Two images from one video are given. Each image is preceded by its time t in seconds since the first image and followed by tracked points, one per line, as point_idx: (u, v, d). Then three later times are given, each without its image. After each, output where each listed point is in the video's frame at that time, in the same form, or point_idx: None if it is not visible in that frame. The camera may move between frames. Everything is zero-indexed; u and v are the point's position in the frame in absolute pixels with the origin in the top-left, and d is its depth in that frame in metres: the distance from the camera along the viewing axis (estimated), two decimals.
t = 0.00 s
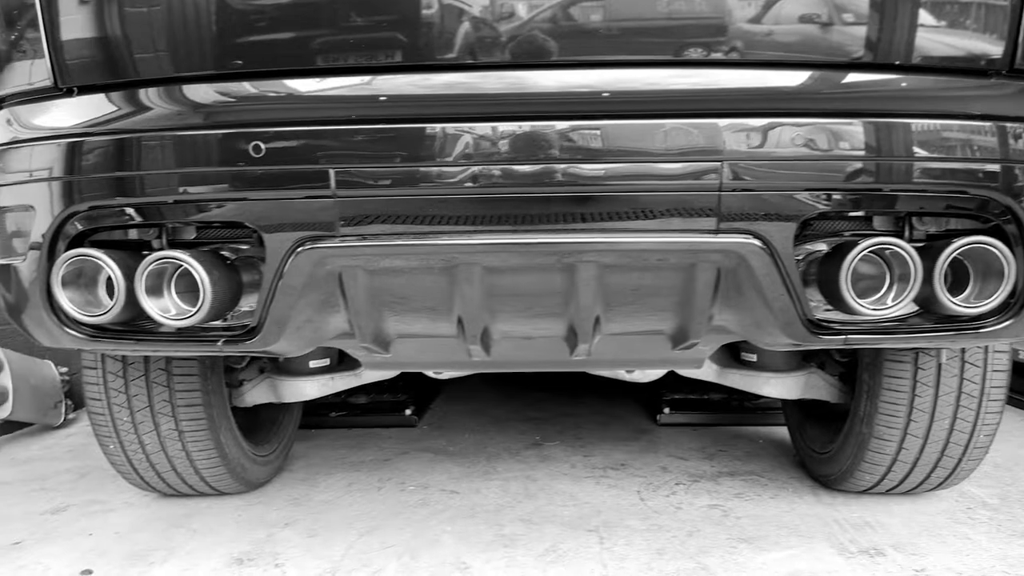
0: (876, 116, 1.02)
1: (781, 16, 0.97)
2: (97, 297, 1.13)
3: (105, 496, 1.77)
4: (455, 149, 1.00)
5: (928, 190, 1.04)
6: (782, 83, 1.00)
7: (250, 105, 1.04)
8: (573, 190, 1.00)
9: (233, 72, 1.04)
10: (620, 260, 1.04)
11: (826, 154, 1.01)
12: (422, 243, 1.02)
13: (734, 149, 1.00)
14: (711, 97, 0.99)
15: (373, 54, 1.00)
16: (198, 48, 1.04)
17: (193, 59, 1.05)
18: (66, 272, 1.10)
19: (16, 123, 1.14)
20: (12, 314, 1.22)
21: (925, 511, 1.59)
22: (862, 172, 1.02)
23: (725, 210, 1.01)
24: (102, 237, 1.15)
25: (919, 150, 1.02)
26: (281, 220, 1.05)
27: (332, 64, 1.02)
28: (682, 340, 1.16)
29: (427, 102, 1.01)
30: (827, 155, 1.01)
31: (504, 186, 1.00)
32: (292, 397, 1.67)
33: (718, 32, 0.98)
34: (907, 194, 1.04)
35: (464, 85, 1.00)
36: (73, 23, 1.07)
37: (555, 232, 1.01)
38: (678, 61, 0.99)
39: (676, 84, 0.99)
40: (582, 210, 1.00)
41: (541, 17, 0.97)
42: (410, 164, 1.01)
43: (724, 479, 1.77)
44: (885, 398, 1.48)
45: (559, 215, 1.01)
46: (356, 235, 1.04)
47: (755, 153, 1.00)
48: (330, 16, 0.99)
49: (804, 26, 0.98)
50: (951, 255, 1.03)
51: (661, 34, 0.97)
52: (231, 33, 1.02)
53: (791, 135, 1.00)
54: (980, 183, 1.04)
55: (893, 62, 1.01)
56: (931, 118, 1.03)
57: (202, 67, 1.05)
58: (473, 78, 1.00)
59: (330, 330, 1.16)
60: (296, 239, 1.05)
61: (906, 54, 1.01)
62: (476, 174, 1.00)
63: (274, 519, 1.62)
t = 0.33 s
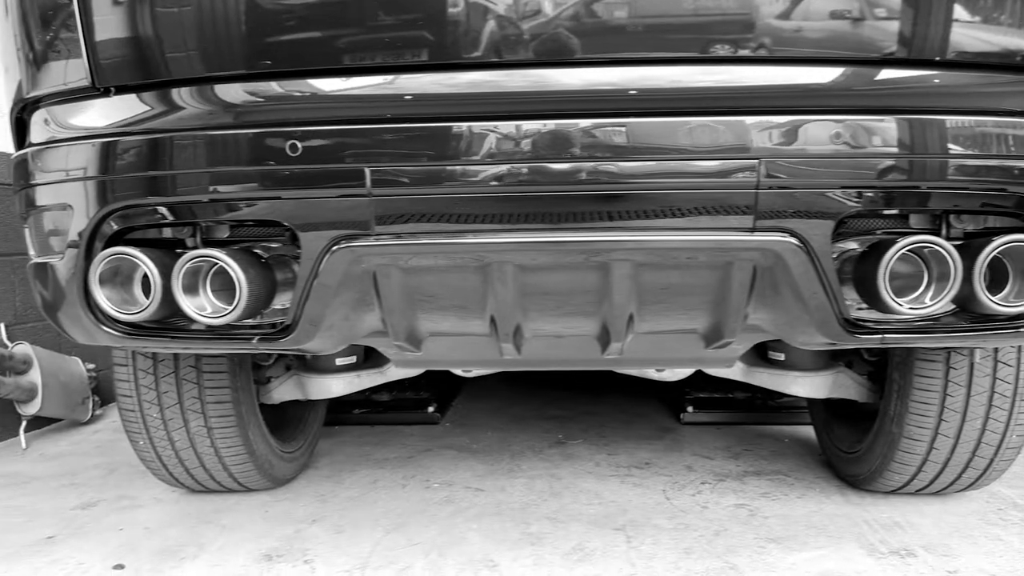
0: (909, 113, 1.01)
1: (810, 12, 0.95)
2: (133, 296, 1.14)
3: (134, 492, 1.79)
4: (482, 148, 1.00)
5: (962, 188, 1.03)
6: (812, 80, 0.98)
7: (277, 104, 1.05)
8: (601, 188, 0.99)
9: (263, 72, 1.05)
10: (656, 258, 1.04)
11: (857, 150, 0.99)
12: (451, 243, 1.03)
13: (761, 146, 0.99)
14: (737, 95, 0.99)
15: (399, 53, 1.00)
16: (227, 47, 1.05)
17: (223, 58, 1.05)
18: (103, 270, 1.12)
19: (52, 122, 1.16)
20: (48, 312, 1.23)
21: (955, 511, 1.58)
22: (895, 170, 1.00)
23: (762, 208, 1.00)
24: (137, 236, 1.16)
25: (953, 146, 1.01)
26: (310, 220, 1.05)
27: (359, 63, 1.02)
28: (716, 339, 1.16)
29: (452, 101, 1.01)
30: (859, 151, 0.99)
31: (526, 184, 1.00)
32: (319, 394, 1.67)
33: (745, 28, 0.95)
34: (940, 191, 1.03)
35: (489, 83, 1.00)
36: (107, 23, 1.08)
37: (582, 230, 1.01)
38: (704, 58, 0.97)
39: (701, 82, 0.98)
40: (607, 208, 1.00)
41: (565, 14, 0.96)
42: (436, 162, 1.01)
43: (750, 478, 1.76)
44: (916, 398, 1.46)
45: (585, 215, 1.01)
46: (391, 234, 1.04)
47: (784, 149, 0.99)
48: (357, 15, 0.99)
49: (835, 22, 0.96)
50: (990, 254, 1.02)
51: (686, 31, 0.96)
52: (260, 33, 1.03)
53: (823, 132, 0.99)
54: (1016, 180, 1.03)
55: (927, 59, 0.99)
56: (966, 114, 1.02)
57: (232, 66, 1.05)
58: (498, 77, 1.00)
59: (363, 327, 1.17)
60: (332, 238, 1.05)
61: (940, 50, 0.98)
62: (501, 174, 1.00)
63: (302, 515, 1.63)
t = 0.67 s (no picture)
0: (943, 111, 0.99)
1: (839, 8, 0.94)
2: (168, 294, 1.15)
3: (162, 488, 1.81)
4: (508, 147, 1.01)
5: (997, 186, 1.01)
6: (842, 78, 0.97)
7: (306, 105, 1.06)
8: (625, 187, 0.99)
9: (292, 72, 1.05)
10: (691, 258, 1.04)
11: (887, 149, 0.98)
12: (477, 243, 1.04)
13: (789, 143, 0.98)
14: (765, 93, 0.98)
15: (427, 53, 1.00)
16: (256, 46, 1.05)
17: (252, 58, 1.06)
18: (140, 269, 1.13)
19: (88, 123, 1.17)
20: (84, 310, 1.25)
21: (985, 513, 1.56)
22: (927, 169, 0.99)
23: (799, 207, 0.99)
24: (172, 235, 1.17)
25: (988, 144, 1.00)
26: (339, 220, 1.06)
27: (386, 63, 1.02)
28: (750, 339, 1.15)
29: (478, 101, 1.01)
30: (890, 149, 0.98)
31: (551, 184, 1.00)
32: (346, 391, 1.69)
33: (774, 25, 0.95)
34: (975, 190, 1.01)
35: (513, 83, 1.00)
36: (141, 24, 1.09)
37: (611, 229, 1.01)
38: (731, 56, 0.97)
39: (726, 81, 0.97)
40: (636, 207, 1.00)
41: (590, 11, 0.96)
42: (462, 163, 1.01)
43: (776, 478, 1.76)
44: (947, 399, 1.45)
45: (608, 213, 1.01)
46: (426, 233, 1.05)
47: (807, 147, 0.98)
48: (383, 14, 0.99)
49: (866, 19, 0.95)
50: None
51: (714, 28, 0.95)
52: (290, 32, 1.03)
53: (853, 129, 0.98)
54: None
55: (962, 56, 0.97)
56: (1002, 112, 1.00)
57: (260, 65, 1.06)
58: (521, 77, 1.00)
59: (393, 326, 1.18)
60: (367, 238, 1.06)
61: (975, 46, 0.97)
62: (523, 174, 1.01)
63: (329, 512, 1.65)
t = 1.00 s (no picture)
0: (976, 107, 0.98)
1: (867, 4, 0.93)
2: (200, 293, 1.16)
3: (187, 484, 1.82)
4: (532, 147, 1.01)
5: None
6: (869, 75, 0.96)
7: (330, 105, 1.06)
8: (648, 186, 0.99)
9: (318, 72, 1.06)
10: (725, 257, 1.03)
11: (916, 145, 0.97)
12: (501, 243, 1.04)
13: (814, 140, 0.97)
14: (790, 91, 0.97)
15: (451, 52, 1.00)
16: (282, 46, 1.05)
17: (278, 57, 1.06)
18: (172, 267, 1.13)
19: (120, 123, 1.18)
20: (115, 308, 1.26)
21: (1014, 515, 1.54)
22: (958, 167, 0.98)
23: (836, 204, 0.98)
24: (203, 234, 1.18)
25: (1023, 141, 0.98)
26: (363, 219, 1.07)
27: (409, 62, 1.02)
28: (782, 339, 1.15)
29: (498, 100, 1.01)
30: (918, 145, 0.97)
31: (572, 183, 1.00)
32: (370, 390, 1.69)
33: (800, 21, 0.94)
34: (1009, 188, 1.00)
35: (532, 82, 1.00)
36: (170, 24, 1.10)
37: (637, 229, 1.01)
38: (755, 53, 0.96)
39: (747, 78, 0.97)
40: (661, 206, 1.00)
41: (613, 9, 0.96)
42: (488, 162, 1.01)
43: (800, 478, 1.75)
44: (977, 399, 1.43)
45: (637, 211, 1.00)
46: (457, 232, 1.05)
47: (831, 144, 0.97)
48: (407, 13, 1.00)
49: (895, 15, 0.93)
50: None
51: (738, 24, 0.94)
52: (316, 32, 1.03)
53: (881, 124, 0.97)
54: None
55: (996, 52, 0.96)
56: None
57: (286, 66, 1.06)
58: (540, 75, 1.00)
59: (423, 326, 1.18)
60: (399, 237, 1.06)
61: (1009, 42, 0.95)
62: (544, 173, 1.00)
63: (353, 510, 1.65)
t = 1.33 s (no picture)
0: (1015, 106, 0.96)
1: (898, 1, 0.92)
2: (236, 293, 1.17)
3: (214, 482, 1.84)
4: (559, 147, 1.01)
5: None
6: (900, 74, 0.94)
7: (358, 106, 1.06)
8: (679, 185, 0.99)
9: (347, 72, 1.06)
10: (764, 257, 1.02)
11: (952, 142, 0.96)
12: (531, 242, 1.04)
13: (844, 141, 0.96)
14: (820, 90, 0.96)
15: (479, 52, 1.01)
16: (313, 46, 1.06)
17: (308, 58, 1.07)
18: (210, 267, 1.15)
19: (156, 124, 1.18)
20: (149, 307, 1.27)
21: None
22: (993, 167, 0.96)
23: (879, 204, 0.97)
24: (239, 233, 1.18)
25: None
26: (393, 219, 1.08)
27: (437, 61, 1.02)
28: (820, 341, 1.14)
29: (524, 101, 1.01)
30: (952, 144, 0.96)
31: (603, 183, 1.00)
32: (396, 388, 1.69)
33: (830, 19, 0.93)
34: None
35: (556, 82, 1.00)
36: (204, 25, 1.11)
37: (668, 228, 1.01)
38: (783, 52, 0.95)
39: (773, 78, 0.96)
40: (689, 206, 0.99)
41: (638, 9, 0.95)
42: (518, 162, 1.02)
43: (828, 479, 1.74)
44: (1012, 400, 1.41)
45: (673, 211, 1.00)
46: (494, 232, 1.05)
47: (864, 143, 0.96)
48: (435, 13, 1.00)
49: (927, 13, 0.92)
50: None
51: (765, 22, 0.93)
52: (345, 31, 1.04)
53: (914, 122, 0.96)
54: None
55: None
56: None
57: (317, 66, 1.07)
58: (565, 76, 1.00)
59: (456, 326, 1.18)
60: (436, 237, 1.07)
61: None
62: (569, 174, 1.01)
63: (380, 509, 1.66)
